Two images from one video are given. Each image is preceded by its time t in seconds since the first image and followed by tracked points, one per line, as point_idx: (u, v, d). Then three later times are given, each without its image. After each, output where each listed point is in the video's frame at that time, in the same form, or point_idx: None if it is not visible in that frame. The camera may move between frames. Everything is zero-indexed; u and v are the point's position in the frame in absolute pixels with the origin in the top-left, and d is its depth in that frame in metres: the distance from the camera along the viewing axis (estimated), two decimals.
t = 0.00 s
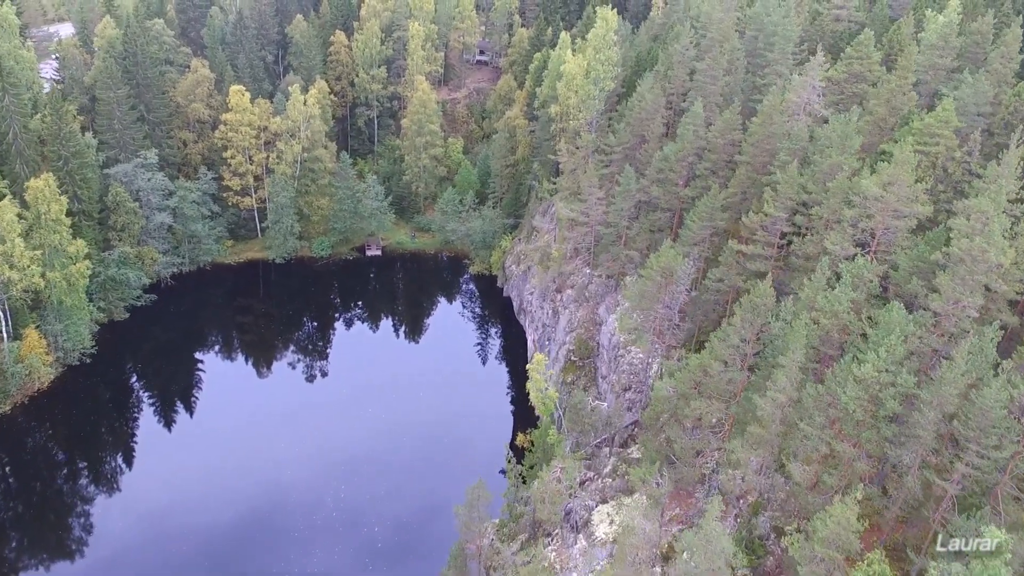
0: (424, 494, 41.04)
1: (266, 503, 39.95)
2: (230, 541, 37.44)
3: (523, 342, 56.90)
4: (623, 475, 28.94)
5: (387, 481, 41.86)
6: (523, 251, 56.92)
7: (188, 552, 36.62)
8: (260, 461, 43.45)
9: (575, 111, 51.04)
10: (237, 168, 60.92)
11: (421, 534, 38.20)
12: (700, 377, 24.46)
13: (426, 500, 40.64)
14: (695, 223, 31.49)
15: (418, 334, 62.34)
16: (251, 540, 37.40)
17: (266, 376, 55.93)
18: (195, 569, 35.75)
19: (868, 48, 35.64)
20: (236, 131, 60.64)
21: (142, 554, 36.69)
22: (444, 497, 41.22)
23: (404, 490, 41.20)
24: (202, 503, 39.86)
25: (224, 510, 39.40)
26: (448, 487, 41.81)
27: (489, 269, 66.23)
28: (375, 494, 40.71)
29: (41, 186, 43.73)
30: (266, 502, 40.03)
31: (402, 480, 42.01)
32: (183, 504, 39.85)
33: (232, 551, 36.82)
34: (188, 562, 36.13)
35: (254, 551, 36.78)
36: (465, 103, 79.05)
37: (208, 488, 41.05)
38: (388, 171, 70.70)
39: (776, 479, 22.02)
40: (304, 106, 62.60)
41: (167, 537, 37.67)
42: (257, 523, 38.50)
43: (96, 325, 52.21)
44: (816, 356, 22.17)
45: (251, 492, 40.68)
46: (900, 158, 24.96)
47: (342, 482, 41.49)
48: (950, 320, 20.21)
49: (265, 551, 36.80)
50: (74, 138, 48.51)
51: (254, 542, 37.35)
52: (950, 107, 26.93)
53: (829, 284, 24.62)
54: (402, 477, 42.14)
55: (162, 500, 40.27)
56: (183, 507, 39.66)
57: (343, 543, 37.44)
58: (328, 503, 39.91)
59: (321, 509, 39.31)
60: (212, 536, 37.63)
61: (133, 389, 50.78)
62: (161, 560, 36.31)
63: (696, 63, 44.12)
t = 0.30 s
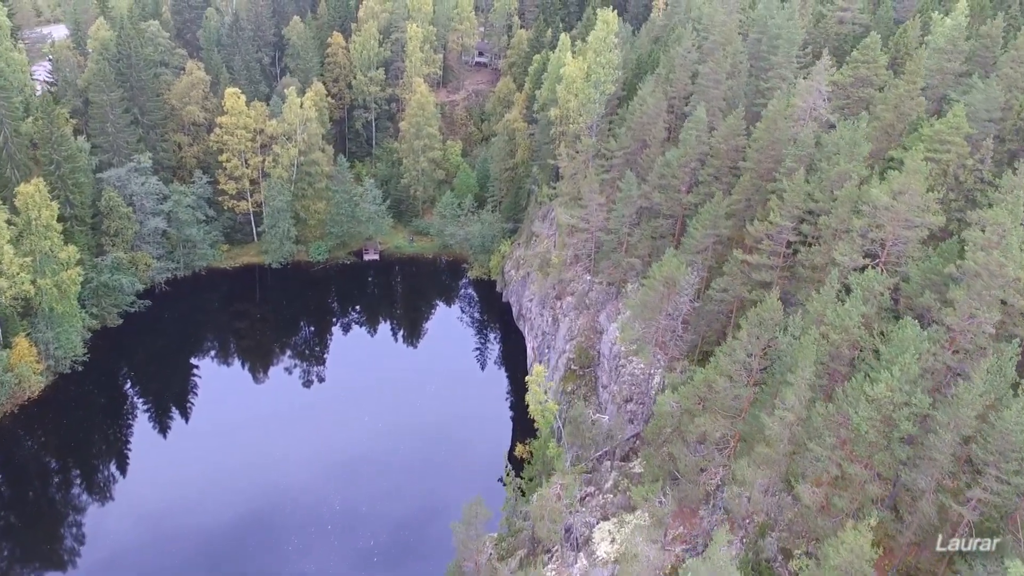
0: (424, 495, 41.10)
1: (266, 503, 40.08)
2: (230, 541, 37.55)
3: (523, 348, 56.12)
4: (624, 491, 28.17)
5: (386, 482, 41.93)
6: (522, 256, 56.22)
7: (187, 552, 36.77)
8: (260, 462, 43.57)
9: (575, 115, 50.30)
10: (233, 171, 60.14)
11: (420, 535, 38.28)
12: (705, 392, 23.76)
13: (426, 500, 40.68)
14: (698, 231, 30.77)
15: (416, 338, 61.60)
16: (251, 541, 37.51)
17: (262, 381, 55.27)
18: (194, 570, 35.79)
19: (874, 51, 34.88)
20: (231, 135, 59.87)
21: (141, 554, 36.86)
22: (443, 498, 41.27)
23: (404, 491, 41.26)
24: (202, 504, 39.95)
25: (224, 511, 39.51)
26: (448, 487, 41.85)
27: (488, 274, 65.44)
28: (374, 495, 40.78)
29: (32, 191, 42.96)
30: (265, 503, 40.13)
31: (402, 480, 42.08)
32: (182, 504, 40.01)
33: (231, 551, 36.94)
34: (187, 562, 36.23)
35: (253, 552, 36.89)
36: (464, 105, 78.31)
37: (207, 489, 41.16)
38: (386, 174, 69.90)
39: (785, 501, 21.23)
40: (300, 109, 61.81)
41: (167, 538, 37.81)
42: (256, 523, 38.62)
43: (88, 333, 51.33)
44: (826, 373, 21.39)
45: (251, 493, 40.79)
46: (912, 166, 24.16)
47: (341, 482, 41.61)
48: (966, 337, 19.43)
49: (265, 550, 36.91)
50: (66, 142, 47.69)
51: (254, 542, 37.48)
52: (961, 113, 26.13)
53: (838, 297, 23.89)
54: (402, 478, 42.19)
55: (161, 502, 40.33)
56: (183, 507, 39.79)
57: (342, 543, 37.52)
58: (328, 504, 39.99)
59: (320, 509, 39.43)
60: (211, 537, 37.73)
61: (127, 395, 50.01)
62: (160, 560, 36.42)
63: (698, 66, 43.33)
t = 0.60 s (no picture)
0: (423, 495, 41.00)
1: (265, 503, 39.89)
2: (229, 542, 37.36)
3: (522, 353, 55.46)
4: (626, 505, 27.52)
5: (386, 482, 41.82)
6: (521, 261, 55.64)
7: (186, 553, 36.53)
8: (258, 462, 43.36)
9: (574, 118, 49.68)
10: (229, 174, 59.47)
11: (421, 535, 38.22)
12: (709, 406, 23.19)
13: (425, 501, 40.61)
14: (700, 238, 30.17)
15: (414, 342, 61.05)
16: (250, 541, 37.31)
17: (259, 386, 54.63)
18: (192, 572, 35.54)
19: (880, 55, 34.25)
20: (227, 137, 59.20)
21: (140, 556, 36.58)
22: (443, 498, 41.17)
23: (403, 491, 41.16)
24: (201, 504, 39.70)
25: (223, 511, 39.29)
26: (447, 487, 41.75)
27: (487, 278, 64.78)
28: (374, 495, 40.68)
29: (23, 196, 42.34)
30: (265, 503, 39.97)
31: (402, 480, 41.97)
32: (181, 505, 39.73)
33: (231, 552, 36.76)
34: (186, 564, 35.97)
35: (253, 552, 36.72)
36: (463, 107, 77.68)
37: (206, 490, 40.92)
38: (384, 177, 69.24)
39: (793, 521, 20.55)
40: (297, 112, 61.14)
41: (166, 539, 37.56)
42: (255, 524, 38.45)
43: (82, 339, 50.67)
44: (834, 389, 20.75)
45: (250, 493, 40.57)
46: (922, 174, 23.51)
47: (341, 482, 41.48)
48: (980, 353, 18.79)
49: (264, 551, 36.74)
50: (59, 145, 47.05)
51: (253, 542, 37.35)
52: (970, 118, 25.47)
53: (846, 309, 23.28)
54: (401, 478, 42.06)
55: (159, 503, 40.04)
56: (181, 508, 39.53)
57: (342, 543, 37.42)
58: (327, 504, 39.85)
59: (320, 509, 39.31)
60: (209, 538, 37.48)
61: (123, 401, 49.35)
62: (158, 562, 36.17)
63: (700, 68, 42.70)
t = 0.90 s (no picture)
0: (422, 495, 41.02)
1: (265, 504, 39.88)
2: (228, 541, 37.32)
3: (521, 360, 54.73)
4: (628, 522, 26.77)
5: (385, 482, 41.81)
6: (520, 266, 54.92)
7: (185, 554, 36.46)
8: (257, 462, 43.41)
9: (574, 122, 48.95)
10: (225, 178, 58.69)
11: (420, 535, 38.18)
12: (714, 423, 22.42)
13: (425, 501, 40.62)
14: (703, 247, 29.45)
15: (413, 346, 60.19)
16: (249, 541, 37.28)
17: (255, 392, 53.85)
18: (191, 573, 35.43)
19: (886, 59, 33.50)
20: (222, 140, 58.39)
21: (139, 556, 36.52)
22: (442, 498, 41.19)
23: (403, 491, 41.20)
24: (199, 505, 39.65)
25: (222, 512, 39.27)
26: (446, 488, 41.75)
27: (486, 282, 64.02)
28: (373, 495, 40.69)
29: (13, 201, 41.68)
30: (264, 503, 39.95)
31: (401, 480, 42.03)
32: (181, 506, 39.69)
33: (230, 551, 36.72)
34: (185, 564, 35.87)
35: (252, 552, 36.70)
36: (462, 109, 76.94)
37: (205, 490, 40.92)
38: (382, 180, 68.51)
39: (803, 546, 19.72)
40: (293, 115, 60.40)
41: (166, 539, 37.54)
42: (255, 524, 38.43)
43: (73, 346, 49.93)
44: (845, 408, 20.00)
45: (249, 494, 40.54)
46: (934, 183, 22.74)
47: (341, 483, 41.49)
48: (998, 371, 18.04)
49: (264, 551, 36.72)
50: (51, 149, 46.32)
51: (253, 541, 37.34)
52: (982, 125, 24.72)
53: (855, 323, 22.56)
54: (401, 479, 42.10)
55: (157, 505, 39.91)
56: (181, 509, 39.48)
57: (342, 542, 37.41)
58: (326, 504, 39.86)
59: (320, 509, 39.30)
60: (208, 539, 37.41)
61: (116, 407, 48.57)
62: (157, 563, 36.06)
63: (702, 72, 41.96)
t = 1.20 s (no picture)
0: (420, 496, 41.38)
1: (264, 504, 40.26)
2: (227, 542, 37.71)
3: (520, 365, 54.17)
4: (629, 537, 26.14)
5: (383, 483, 42.19)
6: (519, 270, 54.26)
7: (184, 554, 36.83)
8: (256, 463, 43.76)
9: (574, 125, 48.34)
10: (221, 181, 58.06)
11: (417, 537, 38.58)
12: (718, 439, 21.77)
13: (422, 502, 40.97)
14: (706, 254, 28.85)
15: (411, 349, 59.63)
16: (248, 542, 37.71)
17: (252, 397, 53.36)
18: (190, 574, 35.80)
19: (892, 62, 32.87)
20: (219, 143, 57.72)
21: (138, 556, 36.88)
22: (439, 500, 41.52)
23: (400, 493, 41.56)
24: (198, 506, 40.01)
25: (221, 513, 39.64)
26: (443, 489, 42.09)
27: (485, 287, 63.40)
28: (371, 497, 41.05)
29: (4, 206, 41.07)
30: (263, 504, 40.32)
31: (399, 481, 42.38)
32: (180, 506, 40.04)
33: (229, 552, 37.16)
34: (184, 566, 36.23)
35: (251, 552, 37.14)
36: (461, 111, 76.35)
37: (204, 491, 41.33)
38: (381, 183, 67.92)
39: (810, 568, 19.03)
40: (290, 117, 59.71)
41: (165, 539, 37.92)
42: (253, 525, 38.86)
43: (66, 352, 49.29)
44: (853, 425, 19.37)
45: (247, 495, 40.92)
46: (945, 192, 22.10)
47: (339, 484, 41.88)
48: (1013, 389, 17.41)
49: (262, 551, 37.18)
50: (43, 153, 45.68)
51: (252, 542, 37.79)
52: (992, 131, 24.10)
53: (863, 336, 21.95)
54: (398, 480, 42.44)
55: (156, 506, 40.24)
56: (180, 509, 39.84)
57: (340, 543, 37.86)
58: (324, 505, 40.26)
59: (318, 511, 39.71)
60: (207, 540, 37.79)
61: (111, 413, 48.17)
62: (156, 564, 36.42)
63: (704, 75, 41.37)
